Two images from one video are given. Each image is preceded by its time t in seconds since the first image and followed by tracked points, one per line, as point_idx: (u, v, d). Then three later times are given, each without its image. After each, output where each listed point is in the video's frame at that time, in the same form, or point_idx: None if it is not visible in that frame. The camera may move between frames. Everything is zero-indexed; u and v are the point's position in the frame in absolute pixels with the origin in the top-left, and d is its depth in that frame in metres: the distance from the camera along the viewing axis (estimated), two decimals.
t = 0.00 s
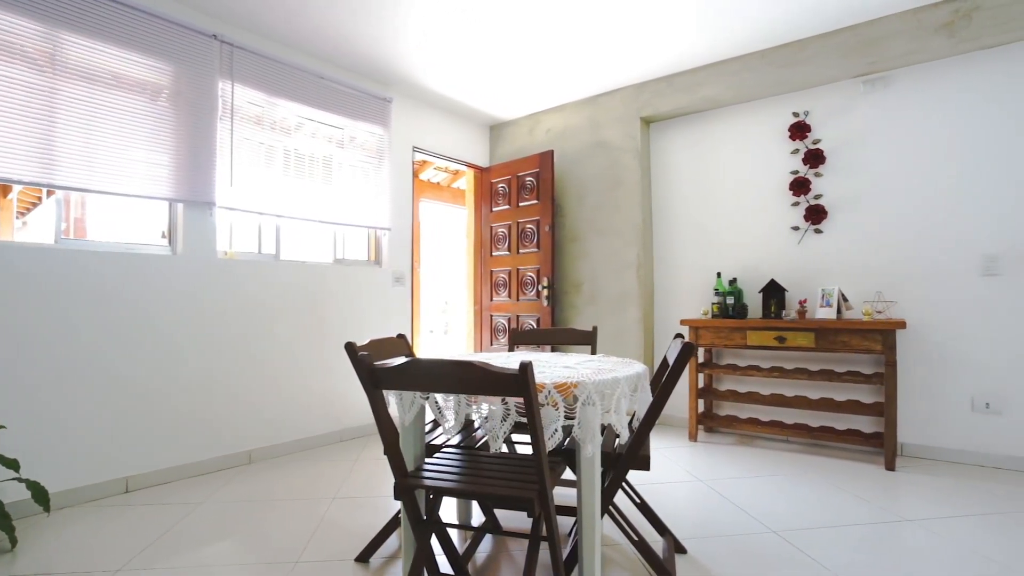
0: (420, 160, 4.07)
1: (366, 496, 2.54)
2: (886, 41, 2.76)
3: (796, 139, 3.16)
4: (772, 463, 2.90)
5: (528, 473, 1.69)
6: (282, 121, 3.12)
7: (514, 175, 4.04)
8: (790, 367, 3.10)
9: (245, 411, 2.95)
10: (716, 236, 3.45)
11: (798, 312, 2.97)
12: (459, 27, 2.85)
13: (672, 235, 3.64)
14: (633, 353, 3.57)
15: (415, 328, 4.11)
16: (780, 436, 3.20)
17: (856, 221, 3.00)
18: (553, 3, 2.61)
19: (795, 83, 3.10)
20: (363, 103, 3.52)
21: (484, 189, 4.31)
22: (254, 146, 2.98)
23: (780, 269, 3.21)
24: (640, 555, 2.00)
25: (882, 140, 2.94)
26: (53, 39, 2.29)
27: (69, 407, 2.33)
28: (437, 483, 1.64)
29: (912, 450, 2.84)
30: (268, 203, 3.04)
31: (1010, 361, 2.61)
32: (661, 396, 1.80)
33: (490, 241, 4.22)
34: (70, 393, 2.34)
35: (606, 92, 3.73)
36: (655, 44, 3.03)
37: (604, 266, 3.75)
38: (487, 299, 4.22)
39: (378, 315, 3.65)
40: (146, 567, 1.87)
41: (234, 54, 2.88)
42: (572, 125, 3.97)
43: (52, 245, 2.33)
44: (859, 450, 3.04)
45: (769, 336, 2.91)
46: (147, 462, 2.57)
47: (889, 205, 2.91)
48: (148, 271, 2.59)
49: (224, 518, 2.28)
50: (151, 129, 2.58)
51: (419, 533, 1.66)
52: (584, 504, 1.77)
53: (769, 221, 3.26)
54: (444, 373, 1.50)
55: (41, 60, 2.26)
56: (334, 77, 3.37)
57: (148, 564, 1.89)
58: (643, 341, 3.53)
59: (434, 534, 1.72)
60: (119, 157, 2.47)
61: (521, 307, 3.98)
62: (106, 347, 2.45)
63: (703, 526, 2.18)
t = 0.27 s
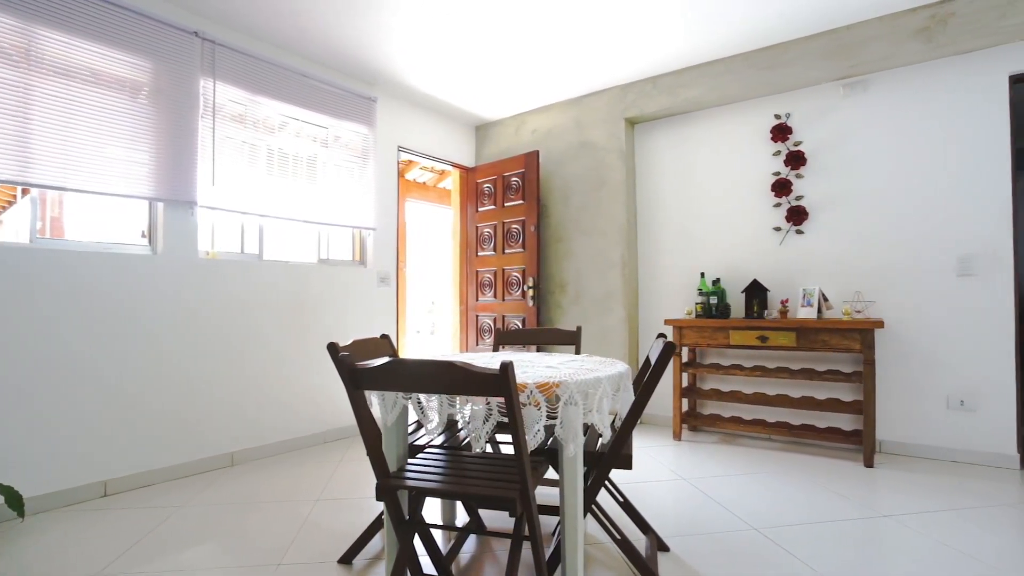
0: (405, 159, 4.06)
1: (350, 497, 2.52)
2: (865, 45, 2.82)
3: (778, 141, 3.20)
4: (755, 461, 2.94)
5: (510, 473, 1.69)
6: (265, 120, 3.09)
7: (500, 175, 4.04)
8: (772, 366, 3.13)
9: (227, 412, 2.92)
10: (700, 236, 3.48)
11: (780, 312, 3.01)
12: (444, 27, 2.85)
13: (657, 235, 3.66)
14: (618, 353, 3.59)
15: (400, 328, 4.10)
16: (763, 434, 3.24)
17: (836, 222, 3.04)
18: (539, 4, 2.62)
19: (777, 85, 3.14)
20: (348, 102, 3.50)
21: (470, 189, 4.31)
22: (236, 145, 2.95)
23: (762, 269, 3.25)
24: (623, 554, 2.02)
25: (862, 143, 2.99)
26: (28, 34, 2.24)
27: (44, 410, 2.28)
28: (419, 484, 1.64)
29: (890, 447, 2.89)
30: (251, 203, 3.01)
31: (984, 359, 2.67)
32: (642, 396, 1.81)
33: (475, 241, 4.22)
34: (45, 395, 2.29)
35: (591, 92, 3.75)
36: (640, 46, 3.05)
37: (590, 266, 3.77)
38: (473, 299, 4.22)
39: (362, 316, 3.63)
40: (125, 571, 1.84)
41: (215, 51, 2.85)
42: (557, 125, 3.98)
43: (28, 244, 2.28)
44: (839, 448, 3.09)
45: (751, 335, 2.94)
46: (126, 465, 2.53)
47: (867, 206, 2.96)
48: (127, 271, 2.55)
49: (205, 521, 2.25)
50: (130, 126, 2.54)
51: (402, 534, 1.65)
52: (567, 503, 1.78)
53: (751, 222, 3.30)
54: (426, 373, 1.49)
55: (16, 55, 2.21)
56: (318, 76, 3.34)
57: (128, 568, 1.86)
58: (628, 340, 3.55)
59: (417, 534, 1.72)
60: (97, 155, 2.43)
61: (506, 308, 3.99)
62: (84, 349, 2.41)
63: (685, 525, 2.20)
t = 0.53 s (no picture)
0: (391, 159, 4.04)
1: (334, 498, 2.51)
2: (844, 50, 2.87)
3: (760, 143, 3.24)
4: (737, 459, 2.97)
5: (493, 474, 1.69)
6: (247, 119, 3.06)
7: (485, 175, 4.05)
8: (755, 365, 3.17)
9: (209, 414, 2.87)
10: (684, 236, 3.51)
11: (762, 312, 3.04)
12: (430, 26, 2.84)
13: (641, 236, 3.69)
14: (603, 352, 3.61)
15: (385, 328, 4.09)
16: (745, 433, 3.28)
17: (816, 223, 3.09)
18: (527, 4, 2.62)
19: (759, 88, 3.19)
20: (332, 101, 3.48)
21: (456, 189, 4.30)
22: (219, 143, 2.92)
23: (744, 269, 3.29)
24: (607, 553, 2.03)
25: (841, 145, 3.04)
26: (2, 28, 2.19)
27: (17, 413, 2.22)
28: (401, 485, 1.63)
29: (869, 444, 2.94)
30: (233, 202, 2.98)
31: (959, 357, 2.72)
32: (624, 395, 1.82)
33: (461, 241, 4.22)
34: (19, 398, 2.23)
35: (577, 93, 3.76)
36: (626, 47, 3.07)
37: (575, 266, 3.78)
38: (458, 299, 4.21)
39: (346, 316, 3.61)
40: None
41: (196, 49, 2.82)
42: (542, 126, 3.99)
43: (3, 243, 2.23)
44: (819, 446, 3.14)
45: (734, 335, 2.97)
46: (104, 469, 2.48)
47: (847, 207, 3.01)
48: (105, 271, 2.50)
49: (186, 525, 2.22)
50: (108, 124, 2.49)
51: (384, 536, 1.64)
52: (549, 502, 1.78)
53: (734, 223, 3.33)
54: (407, 374, 1.49)
55: None
56: (301, 75, 3.32)
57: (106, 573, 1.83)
58: (614, 340, 3.57)
59: (400, 535, 1.71)
60: (73, 153, 2.38)
61: (492, 308, 3.99)
62: (59, 350, 2.35)
63: (667, 523, 2.22)
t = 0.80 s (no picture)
0: (376, 159, 4.03)
1: (317, 500, 2.50)
2: (824, 54, 2.91)
3: (743, 145, 3.28)
4: (720, 458, 3.00)
5: (475, 475, 1.69)
6: (230, 117, 3.03)
7: (471, 175, 4.04)
8: (738, 365, 3.21)
9: (190, 416, 2.83)
10: (669, 237, 3.54)
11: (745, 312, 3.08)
12: (415, 26, 2.83)
13: (626, 236, 3.71)
14: (589, 353, 3.63)
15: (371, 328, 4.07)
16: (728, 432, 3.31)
17: (798, 225, 3.13)
18: (514, 5, 2.62)
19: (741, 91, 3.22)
20: (317, 100, 3.46)
21: (441, 190, 4.30)
22: (201, 142, 2.89)
23: (727, 270, 3.33)
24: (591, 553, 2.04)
25: (821, 148, 3.09)
26: None
27: None
28: (384, 486, 1.62)
29: (848, 442, 2.99)
30: (216, 201, 2.95)
31: (935, 356, 2.78)
32: (607, 395, 1.83)
33: (446, 242, 4.21)
34: None
35: (563, 94, 3.78)
36: (612, 49, 3.09)
37: (560, 267, 3.79)
38: (444, 300, 4.21)
39: (331, 317, 3.59)
40: None
41: (178, 46, 2.78)
42: (529, 127, 4.00)
43: None
44: (800, 444, 3.18)
45: (718, 335, 3.00)
46: (81, 473, 2.43)
47: (827, 209, 3.05)
48: (83, 271, 2.45)
49: (167, 528, 2.19)
50: (86, 121, 2.45)
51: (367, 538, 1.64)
52: (532, 502, 1.79)
53: (718, 224, 3.37)
54: (389, 375, 1.48)
55: None
56: (286, 73, 3.30)
57: None
58: (599, 340, 3.59)
59: (383, 536, 1.71)
60: (50, 150, 2.33)
61: (478, 308, 3.99)
62: (35, 351, 2.30)
63: (650, 522, 2.24)
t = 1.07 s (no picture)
0: (361, 159, 4.00)
1: (301, 502, 2.48)
2: (805, 59, 2.96)
3: (727, 147, 3.32)
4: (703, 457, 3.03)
5: (458, 476, 1.69)
6: (213, 115, 3.00)
7: (458, 175, 4.04)
8: (721, 365, 3.24)
9: (171, 418, 2.80)
10: (654, 238, 3.57)
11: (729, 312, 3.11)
12: (401, 25, 2.82)
13: (612, 237, 3.73)
14: (574, 353, 3.64)
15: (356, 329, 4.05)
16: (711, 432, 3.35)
17: (780, 226, 3.17)
18: (501, 6, 2.63)
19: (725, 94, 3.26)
20: (301, 99, 3.43)
21: (427, 190, 4.29)
22: (182, 141, 2.86)
23: (711, 271, 3.36)
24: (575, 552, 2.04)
25: (803, 151, 3.13)
26: None
27: None
28: (366, 487, 1.62)
29: (829, 441, 3.04)
30: (198, 200, 2.91)
31: (912, 356, 2.84)
32: (590, 395, 1.84)
33: (432, 242, 4.20)
34: None
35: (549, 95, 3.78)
36: (599, 51, 3.10)
37: (547, 267, 3.80)
38: (430, 300, 4.20)
39: (315, 317, 3.57)
40: None
41: (159, 43, 2.75)
42: (515, 127, 4.00)
43: None
44: (781, 443, 3.23)
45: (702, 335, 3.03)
46: (58, 477, 2.38)
47: (809, 211, 3.10)
48: (60, 270, 2.40)
49: (147, 532, 2.15)
50: (65, 118, 2.41)
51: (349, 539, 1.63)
52: (515, 502, 1.79)
53: (702, 225, 3.40)
54: (371, 376, 1.47)
55: None
56: (270, 72, 3.27)
57: None
58: (585, 340, 3.60)
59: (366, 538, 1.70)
60: (27, 147, 2.29)
61: (464, 309, 3.99)
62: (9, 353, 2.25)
63: (632, 521, 2.26)
